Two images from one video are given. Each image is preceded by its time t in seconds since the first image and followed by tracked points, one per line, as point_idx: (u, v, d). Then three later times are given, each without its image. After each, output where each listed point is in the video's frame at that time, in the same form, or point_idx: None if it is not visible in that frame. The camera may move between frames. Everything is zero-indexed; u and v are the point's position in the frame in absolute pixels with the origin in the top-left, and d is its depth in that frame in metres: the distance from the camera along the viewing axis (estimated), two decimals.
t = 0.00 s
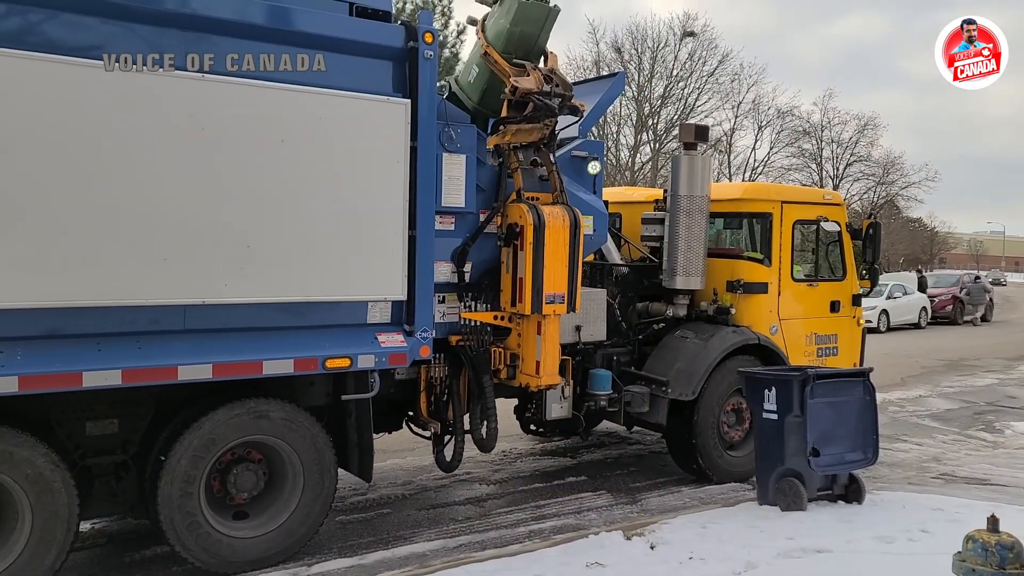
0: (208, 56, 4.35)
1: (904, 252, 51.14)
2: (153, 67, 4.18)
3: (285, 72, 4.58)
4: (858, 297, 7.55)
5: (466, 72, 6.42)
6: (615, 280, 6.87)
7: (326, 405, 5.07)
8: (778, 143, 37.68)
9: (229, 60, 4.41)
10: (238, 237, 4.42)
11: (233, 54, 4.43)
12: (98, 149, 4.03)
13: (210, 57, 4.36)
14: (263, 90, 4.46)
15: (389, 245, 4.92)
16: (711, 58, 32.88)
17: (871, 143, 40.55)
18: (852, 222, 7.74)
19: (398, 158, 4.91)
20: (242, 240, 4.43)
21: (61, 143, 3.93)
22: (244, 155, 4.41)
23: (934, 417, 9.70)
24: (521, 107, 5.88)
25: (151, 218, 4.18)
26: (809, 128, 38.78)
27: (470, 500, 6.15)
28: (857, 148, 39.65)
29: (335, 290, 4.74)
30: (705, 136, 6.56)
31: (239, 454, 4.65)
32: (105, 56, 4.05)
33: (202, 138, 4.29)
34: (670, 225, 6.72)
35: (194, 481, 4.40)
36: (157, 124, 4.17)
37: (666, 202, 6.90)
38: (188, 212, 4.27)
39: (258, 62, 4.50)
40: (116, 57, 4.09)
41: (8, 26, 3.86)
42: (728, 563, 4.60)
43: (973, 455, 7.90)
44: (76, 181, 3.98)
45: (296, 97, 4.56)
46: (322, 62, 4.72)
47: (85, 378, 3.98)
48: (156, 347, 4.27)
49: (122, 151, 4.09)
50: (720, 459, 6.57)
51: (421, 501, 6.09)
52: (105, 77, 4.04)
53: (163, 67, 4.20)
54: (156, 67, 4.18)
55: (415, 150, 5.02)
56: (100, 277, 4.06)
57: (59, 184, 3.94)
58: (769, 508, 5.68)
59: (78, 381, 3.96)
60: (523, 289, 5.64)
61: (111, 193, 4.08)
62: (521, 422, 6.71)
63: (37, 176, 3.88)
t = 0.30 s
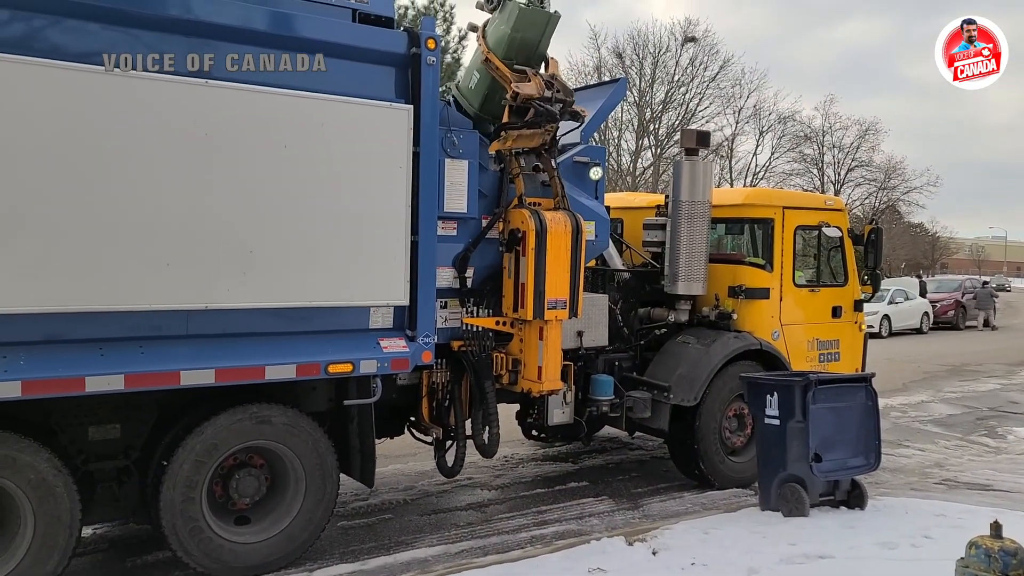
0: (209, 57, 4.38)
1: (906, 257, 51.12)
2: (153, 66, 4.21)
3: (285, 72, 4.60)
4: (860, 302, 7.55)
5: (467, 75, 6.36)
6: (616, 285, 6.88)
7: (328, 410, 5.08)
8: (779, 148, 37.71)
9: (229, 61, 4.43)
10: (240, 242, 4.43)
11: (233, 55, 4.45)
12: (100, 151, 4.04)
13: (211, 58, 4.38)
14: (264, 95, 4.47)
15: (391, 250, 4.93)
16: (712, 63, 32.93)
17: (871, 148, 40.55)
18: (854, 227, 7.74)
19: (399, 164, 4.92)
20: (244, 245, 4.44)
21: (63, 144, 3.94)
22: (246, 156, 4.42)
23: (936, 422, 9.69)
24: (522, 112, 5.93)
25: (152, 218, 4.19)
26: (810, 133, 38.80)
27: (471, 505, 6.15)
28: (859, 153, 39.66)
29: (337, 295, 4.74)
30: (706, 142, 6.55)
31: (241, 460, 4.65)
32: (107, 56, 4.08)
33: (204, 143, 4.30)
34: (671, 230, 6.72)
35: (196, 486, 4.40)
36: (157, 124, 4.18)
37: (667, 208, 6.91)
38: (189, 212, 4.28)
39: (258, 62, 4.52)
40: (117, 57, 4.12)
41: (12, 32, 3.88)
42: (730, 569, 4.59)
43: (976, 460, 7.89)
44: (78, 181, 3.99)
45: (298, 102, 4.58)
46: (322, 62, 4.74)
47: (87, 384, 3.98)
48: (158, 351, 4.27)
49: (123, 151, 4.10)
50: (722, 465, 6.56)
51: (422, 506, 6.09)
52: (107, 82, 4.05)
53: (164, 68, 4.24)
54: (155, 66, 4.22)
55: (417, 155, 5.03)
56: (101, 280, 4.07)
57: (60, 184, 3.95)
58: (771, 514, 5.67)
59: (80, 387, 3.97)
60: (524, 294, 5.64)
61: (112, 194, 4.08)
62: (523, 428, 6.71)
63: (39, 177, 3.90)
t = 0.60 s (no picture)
0: (209, 58, 4.40)
1: (906, 259, 51.12)
2: (153, 66, 4.24)
3: (284, 72, 4.62)
4: (861, 304, 7.54)
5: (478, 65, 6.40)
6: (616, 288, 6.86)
7: (329, 414, 5.08)
8: (779, 151, 37.72)
9: (229, 62, 4.45)
10: (240, 246, 4.43)
11: (233, 56, 4.46)
12: (100, 152, 4.04)
13: (211, 58, 4.40)
14: (264, 98, 4.48)
15: (392, 254, 4.93)
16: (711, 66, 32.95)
17: (872, 150, 40.56)
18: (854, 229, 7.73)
19: (399, 167, 4.92)
20: (244, 249, 4.44)
21: (63, 146, 3.95)
22: (246, 156, 4.42)
23: (937, 425, 9.68)
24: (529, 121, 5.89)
25: (153, 219, 4.19)
26: (811, 136, 38.82)
27: (472, 509, 6.14)
28: (859, 156, 39.66)
29: (338, 298, 4.74)
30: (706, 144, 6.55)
31: (241, 464, 4.65)
32: (106, 56, 4.12)
33: (204, 146, 4.30)
34: (671, 234, 6.73)
35: (196, 491, 4.39)
36: (157, 126, 4.18)
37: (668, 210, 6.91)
38: (189, 212, 4.28)
39: (258, 62, 4.54)
40: (117, 57, 4.15)
41: (12, 36, 3.89)
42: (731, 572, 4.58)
43: (977, 463, 7.87)
44: (78, 181, 3.99)
45: (297, 106, 4.58)
46: (322, 62, 4.74)
47: (88, 388, 3.98)
48: (158, 355, 4.27)
49: (123, 154, 4.10)
50: (723, 468, 6.55)
51: (423, 510, 6.08)
52: (107, 86, 4.06)
53: (164, 68, 4.27)
54: (155, 66, 4.25)
55: (417, 158, 5.04)
56: (102, 282, 4.07)
57: (62, 190, 3.96)
58: (773, 517, 5.66)
59: (80, 392, 3.96)
60: (524, 297, 5.65)
61: (112, 193, 4.08)
62: (523, 431, 6.70)
63: (40, 178, 3.90)
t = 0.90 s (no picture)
0: (209, 59, 4.40)
1: (905, 261, 51.14)
2: (153, 67, 4.25)
3: (284, 72, 4.62)
4: (860, 306, 7.55)
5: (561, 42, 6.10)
6: (616, 290, 6.86)
7: (329, 416, 5.08)
8: (778, 153, 37.74)
9: (229, 64, 4.46)
10: (239, 248, 4.43)
11: (233, 57, 4.47)
12: (100, 153, 4.04)
13: (211, 59, 4.41)
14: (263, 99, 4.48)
15: (392, 257, 4.93)
16: (711, 69, 32.98)
17: (871, 152, 40.60)
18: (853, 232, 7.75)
19: (399, 169, 4.92)
20: (244, 251, 4.44)
21: (62, 147, 3.95)
22: (245, 158, 4.42)
23: (937, 426, 9.68)
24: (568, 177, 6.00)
25: (153, 219, 4.20)
26: (810, 138, 38.85)
27: (472, 511, 6.14)
28: (858, 158, 39.68)
29: (337, 300, 4.74)
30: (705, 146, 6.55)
31: (241, 466, 4.65)
32: (106, 57, 4.12)
33: (204, 148, 4.31)
34: (671, 236, 6.73)
35: (196, 492, 4.39)
36: (157, 128, 4.18)
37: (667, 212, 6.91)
38: (189, 214, 4.28)
39: (258, 64, 4.54)
40: (117, 58, 4.15)
41: (12, 38, 3.89)
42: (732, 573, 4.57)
43: (977, 464, 7.88)
44: (78, 183, 3.99)
45: (296, 108, 4.58)
46: (322, 63, 4.75)
47: (88, 391, 3.98)
48: (158, 357, 4.27)
49: (123, 155, 4.10)
50: (723, 470, 6.55)
51: (423, 512, 6.08)
52: (107, 88, 4.06)
53: (164, 69, 4.27)
54: (155, 66, 4.25)
55: (417, 160, 5.04)
56: (101, 284, 4.07)
57: (61, 191, 3.95)
58: (773, 518, 5.65)
59: (80, 394, 3.96)
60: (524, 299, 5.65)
61: (112, 197, 4.08)
62: (523, 434, 6.70)
63: (40, 179, 3.90)
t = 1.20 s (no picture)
0: (209, 59, 4.41)
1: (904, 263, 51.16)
2: (152, 67, 4.25)
3: (284, 72, 4.63)
4: (859, 308, 7.56)
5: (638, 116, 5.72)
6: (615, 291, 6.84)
7: (328, 418, 5.09)
8: (777, 155, 37.75)
9: (229, 64, 4.46)
10: (237, 251, 4.43)
11: (233, 57, 4.48)
12: (99, 155, 4.04)
13: (211, 60, 4.42)
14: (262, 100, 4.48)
15: (390, 259, 4.92)
16: (709, 70, 32.99)
17: (870, 154, 40.64)
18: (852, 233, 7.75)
19: (397, 171, 4.93)
20: (242, 254, 4.44)
21: (60, 149, 3.94)
22: (244, 160, 4.42)
23: (935, 427, 9.68)
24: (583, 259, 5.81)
25: (152, 221, 4.20)
26: (808, 140, 38.87)
27: (471, 513, 6.14)
28: (857, 159, 39.70)
29: (336, 303, 4.74)
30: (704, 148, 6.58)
31: (240, 469, 4.64)
32: (107, 58, 4.13)
33: (202, 150, 4.31)
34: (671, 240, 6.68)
35: (195, 495, 4.38)
36: (155, 129, 4.18)
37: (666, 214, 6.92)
38: (187, 217, 4.28)
39: (258, 64, 4.55)
40: (117, 58, 4.16)
41: (10, 40, 3.89)
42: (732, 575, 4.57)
43: (976, 465, 7.89)
44: (77, 184, 3.99)
45: (295, 109, 4.58)
46: (323, 63, 4.76)
47: (86, 394, 3.98)
48: (156, 360, 4.27)
49: (121, 158, 4.10)
50: (723, 471, 6.55)
51: (422, 514, 6.08)
52: (106, 89, 4.06)
53: (164, 69, 4.28)
54: (155, 67, 4.26)
55: (416, 163, 5.04)
56: (99, 286, 4.07)
57: (59, 193, 3.95)
58: (772, 520, 5.65)
59: (78, 397, 3.96)
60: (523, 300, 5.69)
61: (110, 199, 4.08)
62: (522, 436, 6.70)
63: (39, 180, 3.90)
